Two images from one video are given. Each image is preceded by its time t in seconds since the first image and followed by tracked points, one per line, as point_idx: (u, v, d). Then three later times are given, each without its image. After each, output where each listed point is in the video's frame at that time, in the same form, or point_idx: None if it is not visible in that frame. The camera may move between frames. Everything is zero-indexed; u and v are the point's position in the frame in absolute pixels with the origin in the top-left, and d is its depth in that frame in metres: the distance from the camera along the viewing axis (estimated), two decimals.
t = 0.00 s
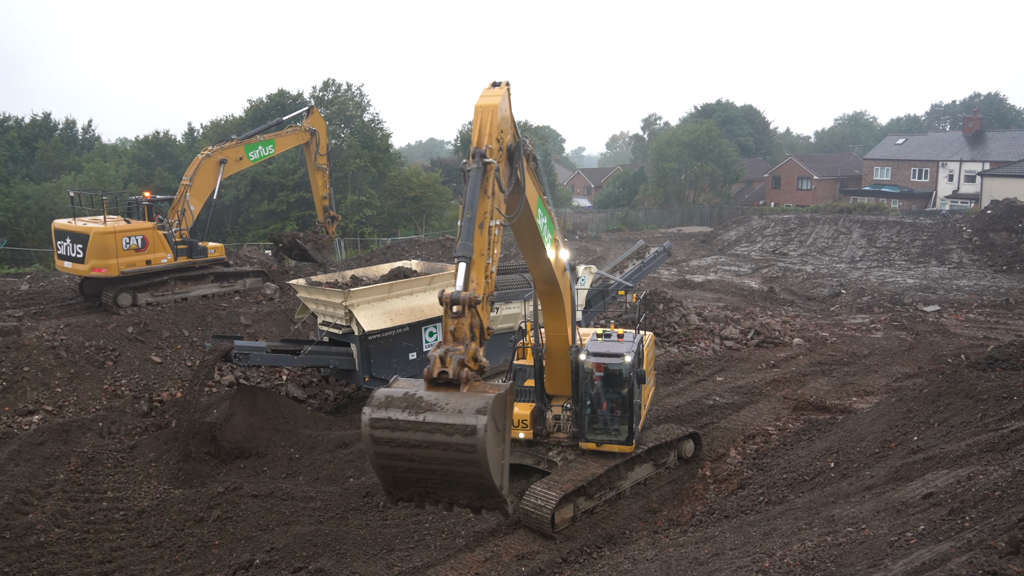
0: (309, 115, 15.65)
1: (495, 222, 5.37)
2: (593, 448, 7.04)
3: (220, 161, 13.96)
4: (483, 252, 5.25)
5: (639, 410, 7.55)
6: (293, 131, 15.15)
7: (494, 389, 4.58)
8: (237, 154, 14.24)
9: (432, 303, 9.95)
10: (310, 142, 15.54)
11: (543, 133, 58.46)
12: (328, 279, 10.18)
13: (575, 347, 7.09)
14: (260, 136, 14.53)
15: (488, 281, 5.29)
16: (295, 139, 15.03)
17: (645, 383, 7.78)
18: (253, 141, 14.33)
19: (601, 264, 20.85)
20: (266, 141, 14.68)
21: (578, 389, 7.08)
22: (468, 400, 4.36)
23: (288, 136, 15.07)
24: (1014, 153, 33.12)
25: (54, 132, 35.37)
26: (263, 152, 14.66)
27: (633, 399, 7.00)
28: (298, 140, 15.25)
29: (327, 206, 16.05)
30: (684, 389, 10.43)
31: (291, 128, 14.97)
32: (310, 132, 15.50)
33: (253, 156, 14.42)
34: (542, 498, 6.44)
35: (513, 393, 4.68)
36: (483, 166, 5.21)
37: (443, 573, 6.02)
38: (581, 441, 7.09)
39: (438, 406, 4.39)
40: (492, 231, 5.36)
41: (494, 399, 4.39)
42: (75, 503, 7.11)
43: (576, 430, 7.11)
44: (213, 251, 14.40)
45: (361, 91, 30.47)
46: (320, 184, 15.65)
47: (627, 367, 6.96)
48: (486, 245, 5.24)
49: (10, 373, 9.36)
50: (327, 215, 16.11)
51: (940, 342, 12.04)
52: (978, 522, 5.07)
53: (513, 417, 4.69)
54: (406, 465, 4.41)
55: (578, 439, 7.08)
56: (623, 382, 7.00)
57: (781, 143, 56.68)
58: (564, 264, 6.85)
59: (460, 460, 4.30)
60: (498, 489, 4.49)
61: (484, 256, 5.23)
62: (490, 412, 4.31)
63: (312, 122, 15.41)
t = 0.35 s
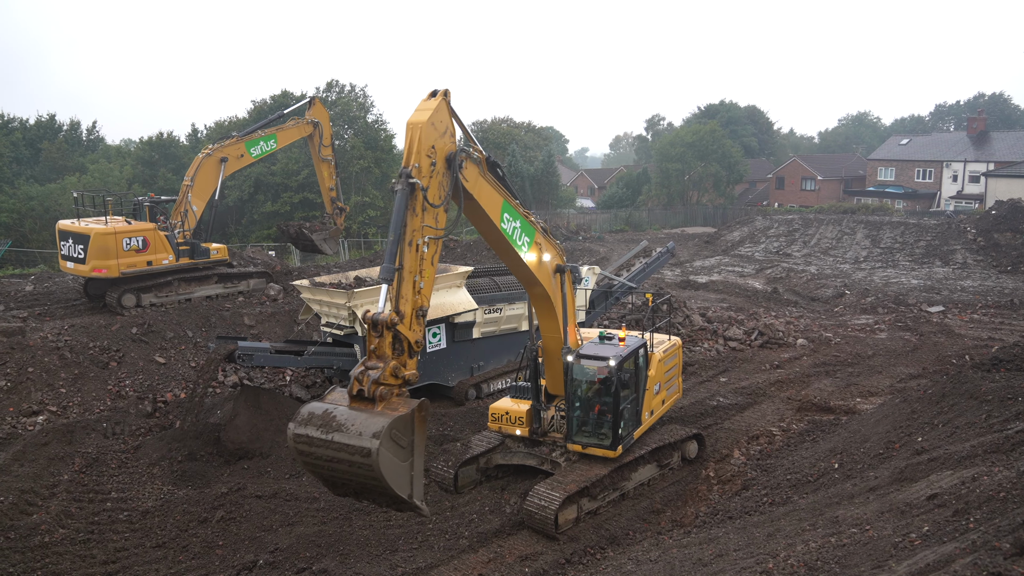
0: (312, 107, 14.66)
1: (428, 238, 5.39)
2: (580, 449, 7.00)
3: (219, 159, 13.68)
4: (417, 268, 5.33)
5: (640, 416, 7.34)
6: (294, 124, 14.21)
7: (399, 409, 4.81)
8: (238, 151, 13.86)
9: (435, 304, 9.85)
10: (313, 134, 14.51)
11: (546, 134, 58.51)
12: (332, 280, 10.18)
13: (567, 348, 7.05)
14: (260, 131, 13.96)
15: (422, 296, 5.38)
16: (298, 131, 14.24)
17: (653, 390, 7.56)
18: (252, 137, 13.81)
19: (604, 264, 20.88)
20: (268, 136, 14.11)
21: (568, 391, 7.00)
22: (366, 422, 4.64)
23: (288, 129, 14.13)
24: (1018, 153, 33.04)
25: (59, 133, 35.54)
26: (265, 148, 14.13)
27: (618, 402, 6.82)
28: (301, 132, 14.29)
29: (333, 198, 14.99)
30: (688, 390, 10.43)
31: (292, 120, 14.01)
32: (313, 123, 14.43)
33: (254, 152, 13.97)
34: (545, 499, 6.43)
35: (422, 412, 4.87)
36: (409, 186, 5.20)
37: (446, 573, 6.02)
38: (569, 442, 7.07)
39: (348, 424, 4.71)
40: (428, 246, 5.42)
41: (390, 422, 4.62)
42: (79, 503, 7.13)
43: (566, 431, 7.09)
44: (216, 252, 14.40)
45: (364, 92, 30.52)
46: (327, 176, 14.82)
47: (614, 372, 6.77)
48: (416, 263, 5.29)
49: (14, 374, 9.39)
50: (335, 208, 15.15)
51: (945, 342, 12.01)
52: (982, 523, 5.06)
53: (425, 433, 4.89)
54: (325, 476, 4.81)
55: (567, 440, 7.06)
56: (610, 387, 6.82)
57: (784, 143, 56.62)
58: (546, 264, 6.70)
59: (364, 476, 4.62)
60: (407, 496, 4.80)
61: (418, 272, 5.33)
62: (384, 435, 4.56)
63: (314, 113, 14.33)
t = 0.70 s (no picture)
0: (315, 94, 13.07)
1: (366, 261, 5.50)
2: (565, 450, 6.98)
3: (219, 156, 13.32)
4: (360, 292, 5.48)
5: (636, 422, 7.21)
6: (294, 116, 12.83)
7: (328, 429, 5.13)
8: (239, 148, 13.39)
9: (438, 304, 9.86)
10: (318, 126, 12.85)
11: (549, 135, 58.49)
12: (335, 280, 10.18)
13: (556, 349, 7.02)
14: (262, 125, 13.26)
15: (367, 317, 5.55)
16: (301, 123, 13.10)
17: (655, 395, 7.42)
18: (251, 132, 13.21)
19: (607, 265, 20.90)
20: (269, 130, 13.28)
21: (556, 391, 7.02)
22: (292, 443, 5.01)
23: (287, 122, 12.85)
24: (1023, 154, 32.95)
25: (64, 134, 35.66)
26: (267, 142, 13.40)
27: (601, 405, 6.73)
28: (302, 125, 12.86)
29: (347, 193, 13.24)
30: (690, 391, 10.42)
31: (290, 111, 12.67)
32: (316, 114, 12.73)
33: (255, 149, 13.42)
34: (548, 500, 6.43)
35: (352, 431, 5.16)
36: (343, 216, 5.34)
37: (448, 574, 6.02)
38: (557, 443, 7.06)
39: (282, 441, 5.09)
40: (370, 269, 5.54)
41: (314, 443, 4.95)
42: (82, 502, 7.15)
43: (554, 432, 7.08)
44: (219, 253, 14.32)
45: (367, 93, 30.54)
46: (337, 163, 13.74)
47: (596, 375, 6.74)
48: (356, 286, 5.44)
49: (18, 374, 9.42)
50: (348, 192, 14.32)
51: (948, 344, 11.99)
52: (986, 525, 5.04)
53: (357, 450, 5.18)
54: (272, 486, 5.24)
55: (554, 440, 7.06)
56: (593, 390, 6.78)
57: (788, 144, 56.54)
58: (525, 270, 6.69)
59: (296, 491, 5.01)
60: (342, 508, 5.15)
61: (361, 295, 5.48)
62: (306, 457, 4.90)
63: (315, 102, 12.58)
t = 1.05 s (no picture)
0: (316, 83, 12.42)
1: (324, 272, 6.00)
2: (553, 450, 7.01)
3: (218, 153, 13.15)
4: (318, 300, 6.00)
5: (629, 427, 7.12)
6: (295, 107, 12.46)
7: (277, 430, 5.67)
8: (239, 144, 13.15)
9: (441, 304, 9.90)
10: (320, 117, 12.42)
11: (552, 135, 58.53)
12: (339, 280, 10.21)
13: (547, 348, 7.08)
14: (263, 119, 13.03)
15: (325, 324, 6.07)
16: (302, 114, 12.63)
17: (654, 401, 7.26)
18: (250, 126, 13.00)
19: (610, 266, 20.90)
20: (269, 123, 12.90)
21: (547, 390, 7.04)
22: (242, 441, 5.53)
23: (287, 113, 12.50)
24: None
25: (68, 133, 35.77)
26: (268, 135, 13.05)
27: (585, 406, 6.70)
28: (302, 116, 12.46)
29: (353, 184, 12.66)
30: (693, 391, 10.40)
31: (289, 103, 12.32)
32: (316, 104, 12.25)
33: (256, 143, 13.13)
34: (551, 500, 6.43)
35: (299, 433, 5.73)
36: (300, 232, 5.83)
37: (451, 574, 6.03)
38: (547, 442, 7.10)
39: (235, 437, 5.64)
40: (327, 279, 6.03)
41: (260, 443, 5.48)
42: (85, 502, 7.16)
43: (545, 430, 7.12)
44: (219, 253, 14.14)
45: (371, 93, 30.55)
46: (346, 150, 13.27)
47: (579, 378, 6.71)
48: (315, 296, 5.96)
49: (22, 374, 9.44)
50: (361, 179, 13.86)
51: (952, 345, 11.97)
52: (990, 527, 5.03)
53: (303, 450, 5.75)
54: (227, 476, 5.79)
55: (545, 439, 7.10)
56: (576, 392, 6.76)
57: (791, 145, 56.51)
58: (508, 274, 7.01)
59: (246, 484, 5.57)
60: (288, 503, 5.72)
61: (320, 304, 6.01)
62: (253, 456, 5.44)
63: (317, 91, 12.17)
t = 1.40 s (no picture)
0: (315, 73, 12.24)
1: (282, 284, 6.59)
2: (544, 448, 7.11)
3: (217, 151, 12.89)
4: (278, 311, 6.64)
5: (620, 430, 7.07)
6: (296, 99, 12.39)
7: (218, 429, 6.19)
8: (237, 140, 12.92)
9: (444, 304, 9.90)
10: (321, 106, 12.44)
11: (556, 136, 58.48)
12: (341, 280, 10.21)
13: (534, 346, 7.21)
14: (260, 113, 12.84)
15: (281, 334, 6.70)
16: (302, 106, 12.43)
17: (650, 405, 7.17)
18: (250, 121, 12.78)
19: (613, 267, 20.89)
20: (267, 116, 12.71)
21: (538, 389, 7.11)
22: (186, 436, 6.10)
23: (288, 106, 12.41)
24: None
25: (72, 133, 35.88)
26: (268, 129, 12.84)
27: (569, 406, 6.76)
28: (303, 107, 12.33)
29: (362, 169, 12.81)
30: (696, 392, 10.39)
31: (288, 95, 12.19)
32: (316, 94, 12.18)
33: (255, 138, 12.91)
34: (553, 501, 6.43)
35: (237, 433, 6.20)
36: (263, 246, 6.40)
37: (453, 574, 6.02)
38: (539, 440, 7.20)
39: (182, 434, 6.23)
40: (286, 291, 6.63)
41: (196, 438, 6.00)
42: (88, 501, 7.17)
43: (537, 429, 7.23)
44: (218, 254, 14.20)
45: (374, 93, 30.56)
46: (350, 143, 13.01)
47: (563, 378, 6.74)
48: (272, 306, 6.59)
49: (25, 373, 9.45)
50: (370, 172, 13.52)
51: (956, 347, 11.94)
52: (993, 529, 5.02)
53: (240, 449, 6.20)
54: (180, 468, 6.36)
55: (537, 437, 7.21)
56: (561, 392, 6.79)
57: (795, 146, 56.44)
58: (489, 280, 7.23)
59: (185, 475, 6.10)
60: (222, 499, 6.14)
61: (279, 314, 6.65)
62: (188, 448, 5.95)
63: (318, 80, 12.19)
